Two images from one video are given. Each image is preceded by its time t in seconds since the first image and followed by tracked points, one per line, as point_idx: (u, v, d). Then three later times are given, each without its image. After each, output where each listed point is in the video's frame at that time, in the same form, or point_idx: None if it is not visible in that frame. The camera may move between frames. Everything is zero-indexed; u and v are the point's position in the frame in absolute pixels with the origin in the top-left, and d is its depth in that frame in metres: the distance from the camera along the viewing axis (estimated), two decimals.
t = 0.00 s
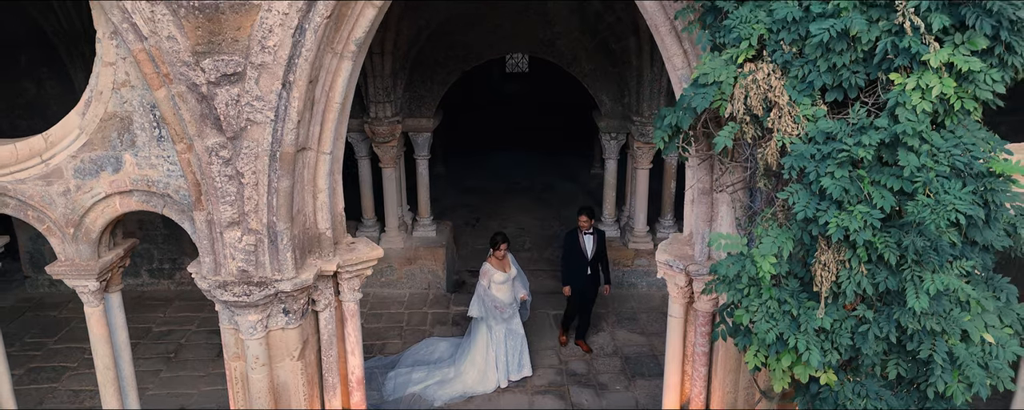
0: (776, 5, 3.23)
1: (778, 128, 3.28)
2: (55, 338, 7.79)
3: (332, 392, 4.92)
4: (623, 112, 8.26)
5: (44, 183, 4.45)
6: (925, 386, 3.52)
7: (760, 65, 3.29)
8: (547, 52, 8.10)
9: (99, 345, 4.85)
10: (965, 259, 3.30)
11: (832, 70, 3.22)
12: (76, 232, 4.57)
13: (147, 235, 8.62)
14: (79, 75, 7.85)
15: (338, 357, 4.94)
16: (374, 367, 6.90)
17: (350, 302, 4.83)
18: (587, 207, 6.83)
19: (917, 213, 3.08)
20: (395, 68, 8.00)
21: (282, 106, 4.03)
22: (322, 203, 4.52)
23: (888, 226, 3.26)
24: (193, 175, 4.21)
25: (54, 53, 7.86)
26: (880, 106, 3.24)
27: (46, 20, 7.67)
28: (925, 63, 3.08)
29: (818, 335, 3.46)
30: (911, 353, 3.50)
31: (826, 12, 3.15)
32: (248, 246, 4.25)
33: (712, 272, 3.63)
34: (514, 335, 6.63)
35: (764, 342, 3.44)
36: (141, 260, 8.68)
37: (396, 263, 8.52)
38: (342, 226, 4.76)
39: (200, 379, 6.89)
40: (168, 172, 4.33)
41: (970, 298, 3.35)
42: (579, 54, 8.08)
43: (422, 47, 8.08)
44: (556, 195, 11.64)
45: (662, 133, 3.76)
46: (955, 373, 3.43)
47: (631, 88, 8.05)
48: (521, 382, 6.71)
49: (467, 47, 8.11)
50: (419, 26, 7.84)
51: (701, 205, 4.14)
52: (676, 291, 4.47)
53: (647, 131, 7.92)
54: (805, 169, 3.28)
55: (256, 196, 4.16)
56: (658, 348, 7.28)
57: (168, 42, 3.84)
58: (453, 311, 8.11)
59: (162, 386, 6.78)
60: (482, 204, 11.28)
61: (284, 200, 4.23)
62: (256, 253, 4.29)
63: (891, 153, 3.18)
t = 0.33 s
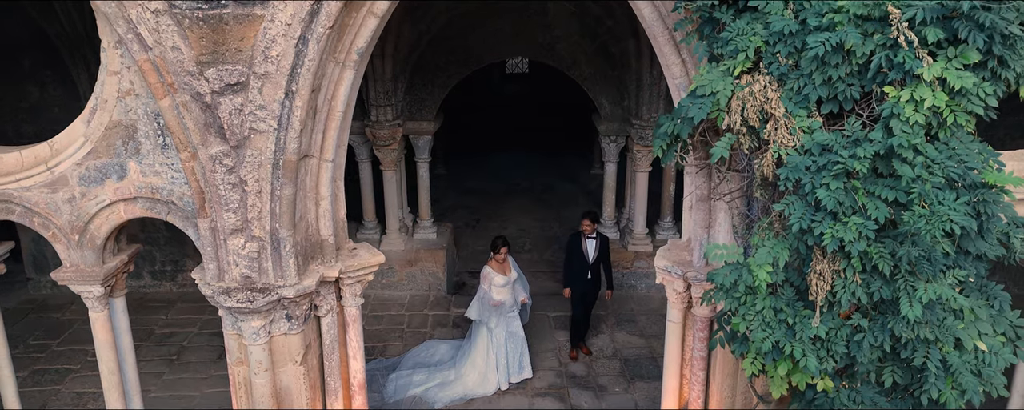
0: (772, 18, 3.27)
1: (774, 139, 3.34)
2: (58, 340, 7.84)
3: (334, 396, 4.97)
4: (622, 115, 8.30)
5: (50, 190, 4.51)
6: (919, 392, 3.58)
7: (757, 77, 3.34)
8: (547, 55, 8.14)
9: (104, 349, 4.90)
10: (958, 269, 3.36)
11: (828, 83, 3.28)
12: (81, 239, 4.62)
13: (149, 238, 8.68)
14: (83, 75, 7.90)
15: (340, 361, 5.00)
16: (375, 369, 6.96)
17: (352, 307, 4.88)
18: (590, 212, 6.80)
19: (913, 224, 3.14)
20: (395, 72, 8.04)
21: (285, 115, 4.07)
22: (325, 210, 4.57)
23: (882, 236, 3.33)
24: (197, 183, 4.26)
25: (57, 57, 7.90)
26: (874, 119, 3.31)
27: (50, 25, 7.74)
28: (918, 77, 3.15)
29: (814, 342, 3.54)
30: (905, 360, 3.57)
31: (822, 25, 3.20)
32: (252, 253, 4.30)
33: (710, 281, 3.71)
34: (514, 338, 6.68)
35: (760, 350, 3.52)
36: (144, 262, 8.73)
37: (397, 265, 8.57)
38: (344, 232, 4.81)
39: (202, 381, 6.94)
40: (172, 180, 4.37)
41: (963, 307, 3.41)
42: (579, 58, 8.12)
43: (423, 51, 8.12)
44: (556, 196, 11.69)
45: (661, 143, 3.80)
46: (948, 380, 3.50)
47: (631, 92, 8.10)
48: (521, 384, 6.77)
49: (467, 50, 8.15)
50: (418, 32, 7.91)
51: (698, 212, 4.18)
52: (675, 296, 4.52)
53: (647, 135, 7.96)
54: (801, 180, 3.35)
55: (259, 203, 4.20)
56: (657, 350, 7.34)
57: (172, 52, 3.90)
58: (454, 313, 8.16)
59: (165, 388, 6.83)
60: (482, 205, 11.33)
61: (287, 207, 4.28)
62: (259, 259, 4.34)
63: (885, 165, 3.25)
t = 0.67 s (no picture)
0: (769, 28, 3.33)
1: (771, 148, 3.39)
2: (62, 339, 7.90)
3: (336, 396, 5.03)
4: (622, 115, 8.34)
5: (55, 194, 4.56)
6: (912, 395, 3.65)
7: (753, 86, 3.41)
8: (547, 56, 8.17)
9: (109, 351, 4.96)
10: (951, 275, 3.43)
11: (823, 92, 3.35)
12: (86, 242, 4.67)
13: (152, 237, 8.73)
14: (86, 77, 7.95)
15: (342, 362, 5.05)
16: (376, 368, 7.02)
17: (354, 309, 4.94)
18: (592, 213, 6.82)
19: (909, 232, 3.22)
20: (396, 72, 8.08)
21: (288, 120, 4.12)
22: (327, 214, 4.63)
23: (876, 243, 3.40)
24: (201, 188, 4.31)
25: (60, 59, 7.93)
26: (869, 128, 3.39)
27: (54, 28, 7.78)
28: (912, 87, 3.22)
29: (809, 347, 3.62)
30: (899, 364, 3.64)
31: (817, 35, 3.27)
32: (255, 257, 4.35)
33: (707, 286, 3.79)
34: (514, 337, 6.73)
35: (756, 355, 3.60)
36: (146, 261, 8.79)
37: (398, 265, 8.62)
38: (346, 235, 4.86)
39: (204, 380, 7.00)
40: (177, 184, 4.43)
41: (957, 312, 3.48)
42: (578, 58, 8.15)
43: (423, 51, 8.15)
44: (556, 195, 11.74)
45: (659, 148, 3.84)
46: (941, 384, 3.57)
47: (631, 93, 8.14)
48: (521, 383, 6.83)
49: (467, 50, 8.18)
50: (418, 32, 7.94)
51: (696, 215, 4.23)
52: (673, 298, 4.57)
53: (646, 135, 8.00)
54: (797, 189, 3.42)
55: (262, 208, 4.25)
56: (656, 349, 7.40)
57: (177, 59, 3.94)
58: (454, 312, 8.22)
59: (168, 387, 6.89)
60: (482, 203, 11.38)
61: (289, 212, 4.33)
62: (262, 263, 4.39)
63: (880, 173, 3.32)
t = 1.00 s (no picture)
0: (765, 34, 3.38)
1: (766, 153, 3.50)
2: (65, 334, 7.96)
3: (338, 394, 5.10)
4: (621, 112, 8.37)
5: (60, 195, 4.61)
6: (905, 395, 3.73)
7: (749, 92, 3.50)
8: (547, 53, 8.20)
9: (114, 348, 5.03)
10: (944, 278, 3.51)
11: (818, 98, 3.41)
12: (91, 242, 4.73)
13: (154, 233, 8.79)
14: (89, 76, 7.97)
15: (343, 360, 5.12)
16: (377, 364, 7.08)
17: (356, 308, 4.99)
18: (593, 213, 6.85)
19: (906, 237, 3.29)
20: (397, 70, 8.11)
21: (290, 123, 4.17)
22: (329, 214, 4.69)
23: (870, 247, 3.48)
24: (205, 189, 4.36)
25: (62, 57, 7.96)
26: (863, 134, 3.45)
27: (56, 26, 7.80)
28: (905, 94, 3.28)
29: (803, 349, 3.71)
30: (892, 365, 3.72)
31: (812, 42, 3.31)
32: (258, 257, 4.42)
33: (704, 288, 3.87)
34: (514, 333, 6.80)
35: (751, 356, 3.68)
36: (149, 257, 8.85)
37: (399, 261, 8.67)
38: (348, 234, 4.92)
39: (207, 375, 7.06)
40: (180, 185, 4.48)
41: (949, 314, 3.54)
42: (578, 56, 8.19)
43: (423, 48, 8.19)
44: (556, 189, 11.80)
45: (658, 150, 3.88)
46: (933, 384, 3.64)
47: (630, 90, 8.17)
48: (521, 378, 6.90)
49: (468, 47, 8.21)
50: (419, 29, 7.97)
51: (694, 216, 4.27)
52: (671, 298, 4.62)
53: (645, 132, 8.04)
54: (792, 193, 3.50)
55: (265, 209, 4.31)
56: (654, 345, 7.48)
57: (180, 63, 3.98)
58: (454, 307, 8.29)
59: (171, 382, 6.96)
60: (482, 198, 11.44)
61: (292, 213, 4.38)
62: (265, 263, 4.45)
63: (873, 179, 3.39)
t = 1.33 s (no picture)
0: (761, 39, 3.43)
1: (763, 156, 3.56)
2: (69, 328, 8.04)
3: (341, 388, 5.17)
4: (621, 107, 8.40)
5: (66, 194, 4.66)
6: (898, 392, 3.81)
7: (746, 94, 3.55)
8: (546, 48, 8.23)
9: (119, 344, 5.09)
10: (936, 279, 3.58)
11: (814, 101, 3.48)
12: (96, 240, 4.79)
13: (157, 228, 8.85)
14: (90, 71, 8.01)
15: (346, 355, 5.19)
16: (379, 358, 7.15)
17: (358, 304, 5.05)
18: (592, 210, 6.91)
19: (903, 240, 3.36)
20: (397, 65, 8.14)
21: (293, 123, 4.22)
22: (331, 213, 4.74)
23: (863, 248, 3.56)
24: (209, 188, 4.42)
25: (63, 53, 8.00)
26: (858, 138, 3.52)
27: (58, 21, 7.83)
28: (899, 98, 3.34)
29: (798, 348, 3.80)
30: (885, 363, 3.79)
31: (808, 48, 3.37)
32: (261, 255, 4.48)
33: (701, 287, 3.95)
34: (514, 328, 6.85)
35: (746, 355, 3.78)
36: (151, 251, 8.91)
37: (400, 255, 8.72)
38: (350, 231, 4.98)
39: (210, 369, 7.14)
40: (184, 184, 4.53)
41: (942, 314, 3.61)
42: (578, 51, 8.21)
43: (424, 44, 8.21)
44: (556, 183, 11.86)
45: (657, 150, 3.90)
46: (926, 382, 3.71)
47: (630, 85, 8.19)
48: (521, 372, 6.97)
49: (468, 42, 8.23)
50: (419, 25, 8.00)
51: (691, 215, 4.32)
52: (669, 294, 4.67)
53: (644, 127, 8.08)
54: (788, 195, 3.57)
55: (268, 208, 4.36)
56: (653, 339, 7.55)
57: (184, 64, 4.03)
58: (455, 301, 8.35)
59: (174, 376, 7.03)
60: (482, 192, 11.49)
61: (295, 212, 4.43)
62: (269, 261, 4.51)
63: (868, 182, 3.46)
